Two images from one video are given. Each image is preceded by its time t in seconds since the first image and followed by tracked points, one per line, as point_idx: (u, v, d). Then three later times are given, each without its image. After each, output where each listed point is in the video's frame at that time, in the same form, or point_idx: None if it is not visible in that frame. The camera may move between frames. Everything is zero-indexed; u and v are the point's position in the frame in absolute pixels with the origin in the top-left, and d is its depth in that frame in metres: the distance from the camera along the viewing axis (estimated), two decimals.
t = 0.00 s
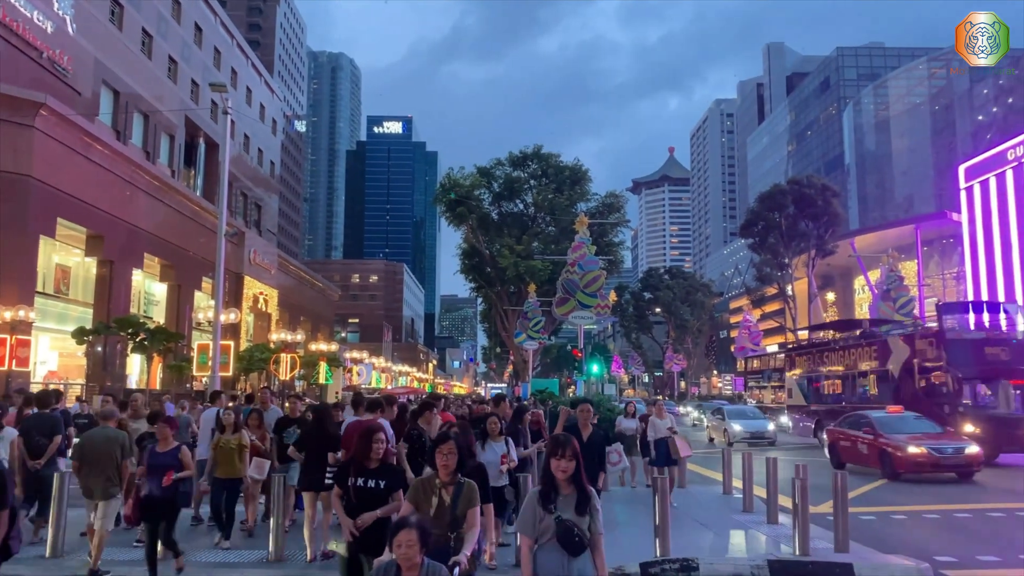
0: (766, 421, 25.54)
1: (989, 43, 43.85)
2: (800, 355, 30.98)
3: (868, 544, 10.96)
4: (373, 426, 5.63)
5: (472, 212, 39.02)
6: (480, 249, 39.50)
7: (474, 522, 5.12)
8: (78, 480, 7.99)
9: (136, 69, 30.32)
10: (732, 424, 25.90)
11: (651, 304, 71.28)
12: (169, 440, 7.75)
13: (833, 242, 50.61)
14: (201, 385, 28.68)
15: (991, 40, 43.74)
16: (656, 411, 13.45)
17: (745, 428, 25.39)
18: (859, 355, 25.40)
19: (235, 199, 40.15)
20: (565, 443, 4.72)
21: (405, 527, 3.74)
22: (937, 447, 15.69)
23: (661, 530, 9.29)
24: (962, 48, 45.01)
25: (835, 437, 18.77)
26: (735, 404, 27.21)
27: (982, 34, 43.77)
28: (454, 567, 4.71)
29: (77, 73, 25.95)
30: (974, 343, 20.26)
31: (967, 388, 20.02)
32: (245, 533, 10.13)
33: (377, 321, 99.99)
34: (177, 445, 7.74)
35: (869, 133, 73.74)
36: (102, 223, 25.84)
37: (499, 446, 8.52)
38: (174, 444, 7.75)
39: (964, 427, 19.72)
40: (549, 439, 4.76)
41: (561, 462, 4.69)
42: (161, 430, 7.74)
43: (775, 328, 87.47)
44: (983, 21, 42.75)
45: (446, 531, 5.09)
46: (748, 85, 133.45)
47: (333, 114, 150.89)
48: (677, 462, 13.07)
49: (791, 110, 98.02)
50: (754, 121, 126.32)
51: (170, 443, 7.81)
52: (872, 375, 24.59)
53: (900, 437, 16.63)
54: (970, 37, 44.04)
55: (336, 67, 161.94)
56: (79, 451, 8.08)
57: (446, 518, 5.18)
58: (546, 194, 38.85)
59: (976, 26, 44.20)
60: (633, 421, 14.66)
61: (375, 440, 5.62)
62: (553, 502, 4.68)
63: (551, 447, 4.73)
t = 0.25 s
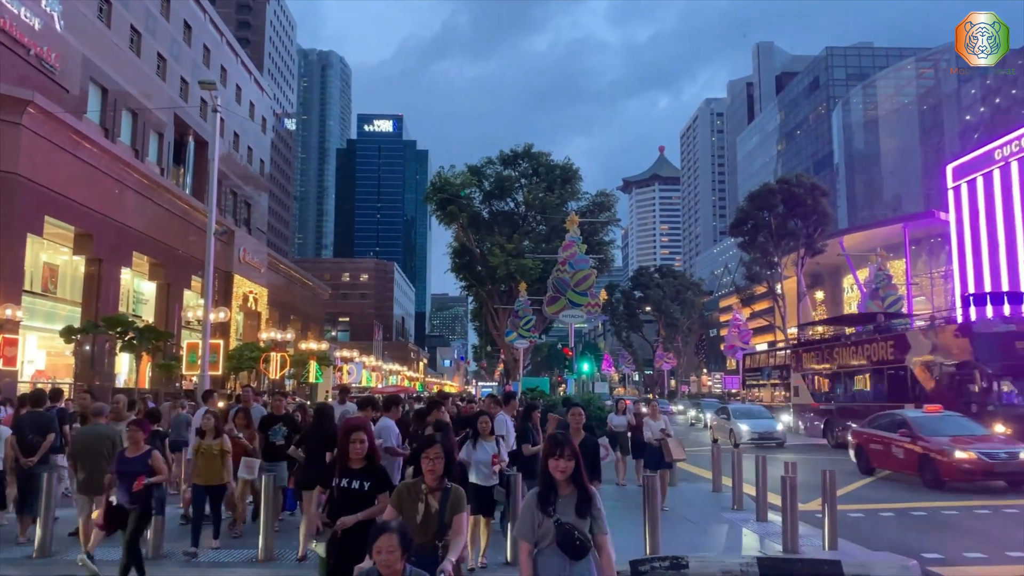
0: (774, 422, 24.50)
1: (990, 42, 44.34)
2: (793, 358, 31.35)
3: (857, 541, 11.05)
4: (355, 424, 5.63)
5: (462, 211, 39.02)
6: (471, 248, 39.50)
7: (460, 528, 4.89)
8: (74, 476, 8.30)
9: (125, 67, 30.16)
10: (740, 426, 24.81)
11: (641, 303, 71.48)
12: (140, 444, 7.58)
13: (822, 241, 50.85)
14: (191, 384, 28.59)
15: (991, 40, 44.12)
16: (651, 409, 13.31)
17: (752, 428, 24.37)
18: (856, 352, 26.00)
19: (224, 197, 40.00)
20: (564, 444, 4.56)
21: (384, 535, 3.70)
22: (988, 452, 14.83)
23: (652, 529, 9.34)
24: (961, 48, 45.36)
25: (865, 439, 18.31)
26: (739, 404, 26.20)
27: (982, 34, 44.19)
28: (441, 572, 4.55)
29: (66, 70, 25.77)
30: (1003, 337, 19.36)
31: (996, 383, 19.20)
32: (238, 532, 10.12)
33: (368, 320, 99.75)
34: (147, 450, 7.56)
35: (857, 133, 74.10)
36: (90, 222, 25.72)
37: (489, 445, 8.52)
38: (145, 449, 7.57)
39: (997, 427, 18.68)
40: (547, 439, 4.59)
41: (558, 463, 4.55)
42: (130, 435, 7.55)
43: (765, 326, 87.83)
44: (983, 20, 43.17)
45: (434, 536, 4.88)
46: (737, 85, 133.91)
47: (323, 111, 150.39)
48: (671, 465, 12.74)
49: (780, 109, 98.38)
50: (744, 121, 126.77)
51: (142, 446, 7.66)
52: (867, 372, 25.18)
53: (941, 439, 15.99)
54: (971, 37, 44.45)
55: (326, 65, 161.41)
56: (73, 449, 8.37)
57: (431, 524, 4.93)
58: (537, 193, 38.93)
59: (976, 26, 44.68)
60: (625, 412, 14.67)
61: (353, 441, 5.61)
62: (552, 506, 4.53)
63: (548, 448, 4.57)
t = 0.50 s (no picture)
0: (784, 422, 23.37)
1: (990, 43, 44.78)
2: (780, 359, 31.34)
3: (848, 539, 11.12)
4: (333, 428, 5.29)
5: (453, 210, 39.01)
6: (461, 247, 39.46)
7: (441, 531, 4.58)
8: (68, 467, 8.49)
9: (113, 65, 29.96)
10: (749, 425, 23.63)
11: (631, 302, 71.66)
12: (111, 444, 7.13)
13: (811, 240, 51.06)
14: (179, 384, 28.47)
15: (991, 40, 44.53)
16: (647, 407, 13.21)
17: (762, 428, 23.19)
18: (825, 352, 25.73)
19: (213, 196, 39.82)
20: (562, 450, 4.27)
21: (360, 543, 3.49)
22: None
23: (642, 528, 9.36)
24: (961, 48, 45.65)
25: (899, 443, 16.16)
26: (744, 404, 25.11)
27: (982, 34, 44.54)
28: None
29: (52, 68, 25.57)
30: None
31: None
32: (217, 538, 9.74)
33: (358, 319, 99.42)
34: (119, 450, 7.11)
35: (846, 132, 74.44)
36: (77, 221, 25.55)
37: (480, 447, 8.50)
38: (116, 448, 7.11)
39: None
40: (540, 445, 4.32)
41: (555, 471, 4.24)
42: (101, 433, 7.08)
43: (754, 325, 88.19)
44: (983, 20, 43.53)
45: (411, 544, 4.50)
46: (727, 84, 134.36)
47: (312, 110, 149.95)
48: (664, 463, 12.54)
49: (769, 109, 98.76)
50: (734, 120, 127.20)
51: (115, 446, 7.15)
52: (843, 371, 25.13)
53: (997, 444, 13.81)
54: (971, 37, 44.77)
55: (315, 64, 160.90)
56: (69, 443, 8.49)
57: (411, 526, 4.62)
58: (527, 192, 38.94)
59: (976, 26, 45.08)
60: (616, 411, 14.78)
61: (328, 445, 5.27)
62: (550, 517, 4.21)
63: (542, 454, 4.29)
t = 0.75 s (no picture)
0: (798, 424, 22.33)
1: (990, 42, 45.02)
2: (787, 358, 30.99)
3: (836, 537, 11.20)
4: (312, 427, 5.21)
5: (444, 209, 38.97)
6: (452, 246, 39.42)
7: (426, 536, 4.39)
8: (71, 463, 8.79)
9: (102, 63, 29.79)
10: (760, 428, 22.63)
11: (622, 302, 71.80)
12: (80, 450, 6.80)
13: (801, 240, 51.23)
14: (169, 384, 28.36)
15: (991, 40, 44.78)
16: (638, 406, 13.19)
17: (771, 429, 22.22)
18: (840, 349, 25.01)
19: (203, 195, 39.65)
20: (554, 450, 4.09)
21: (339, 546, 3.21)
22: None
23: (633, 526, 9.36)
24: (961, 47, 45.84)
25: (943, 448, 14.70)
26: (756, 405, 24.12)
27: (982, 34, 44.77)
28: None
29: (41, 66, 25.39)
30: None
31: None
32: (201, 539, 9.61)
33: (349, 318, 99.19)
34: (89, 456, 6.78)
35: (836, 133, 74.73)
36: (66, 220, 25.38)
37: (465, 447, 8.46)
38: (85, 456, 6.80)
39: None
40: (533, 445, 4.13)
41: (547, 471, 4.08)
42: (70, 439, 6.75)
43: (745, 325, 88.50)
44: (983, 20, 43.75)
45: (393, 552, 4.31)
46: (718, 85, 134.75)
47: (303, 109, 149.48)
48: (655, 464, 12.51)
49: (760, 109, 99.07)
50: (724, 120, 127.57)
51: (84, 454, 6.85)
52: (840, 371, 24.92)
53: None
54: (971, 36, 44.97)
55: (306, 62, 160.47)
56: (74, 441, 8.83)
57: (394, 532, 4.44)
58: (518, 191, 38.90)
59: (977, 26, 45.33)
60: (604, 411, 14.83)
61: (306, 445, 5.20)
62: (542, 520, 4.05)
63: (535, 455, 4.10)
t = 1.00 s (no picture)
0: (815, 425, 20.77)
1: (990, 43, 45.00)
2: (796, 355, 30.20)
3: (823, 535, 11.30)
4: (292, 430, 5.14)
5: (434, 208, 38.92)
6: (443, 246, 39.39)
7: (409, 547, 4.23)
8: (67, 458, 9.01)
9: (90, 61, 29.59)
10: (774, 430, 21.18)
11: (612, 301, 71.96)
12: (44, 448, 6.71)
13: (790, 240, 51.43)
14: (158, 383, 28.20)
15: (991, 40, 44.71)
16: (629, 406, 13.20)
17: (789, 432, 20.57)
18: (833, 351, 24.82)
19: (192, 194, 39.45)
20: (552, 454, 4.00)
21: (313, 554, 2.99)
22: None
23: (621, 524, 9.37)
24: (961, 47, 45.82)
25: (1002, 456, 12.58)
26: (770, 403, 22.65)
27: (982, 35, 44.76)
28: None
29: (27, 64, 25.21)
30: None
31: None
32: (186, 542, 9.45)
33: (338, 318, 98.91)
34: (54, 455, 6.71)
35: (825, 133, 75.09)
36: (52, 218, 25.20)
37: (448, 448, 8.36)
38: (50, 454, 6.72)
39: None
40: (533, 448, 4.05)
41: (544, 478, 4.01)
42: (34, 438, 6.63)
43: (734, 324, 88.84)
44: (984, 21, 43.75)
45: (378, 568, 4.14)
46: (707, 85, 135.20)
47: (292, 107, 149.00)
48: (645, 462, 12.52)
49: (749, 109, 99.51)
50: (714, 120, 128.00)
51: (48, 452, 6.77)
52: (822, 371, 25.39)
53: None
54: (971, 36, 44.94)
55: (295, 61, 159.96)
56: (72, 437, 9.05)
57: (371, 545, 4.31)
58: (509, 191, 38.92)
59: (977, 26, 45.33)
60: (592, 410, 14.82)
61: (286, 449, 5.13)
62: (537, 524, 3.97)
63: (533, 458, 4.02)
